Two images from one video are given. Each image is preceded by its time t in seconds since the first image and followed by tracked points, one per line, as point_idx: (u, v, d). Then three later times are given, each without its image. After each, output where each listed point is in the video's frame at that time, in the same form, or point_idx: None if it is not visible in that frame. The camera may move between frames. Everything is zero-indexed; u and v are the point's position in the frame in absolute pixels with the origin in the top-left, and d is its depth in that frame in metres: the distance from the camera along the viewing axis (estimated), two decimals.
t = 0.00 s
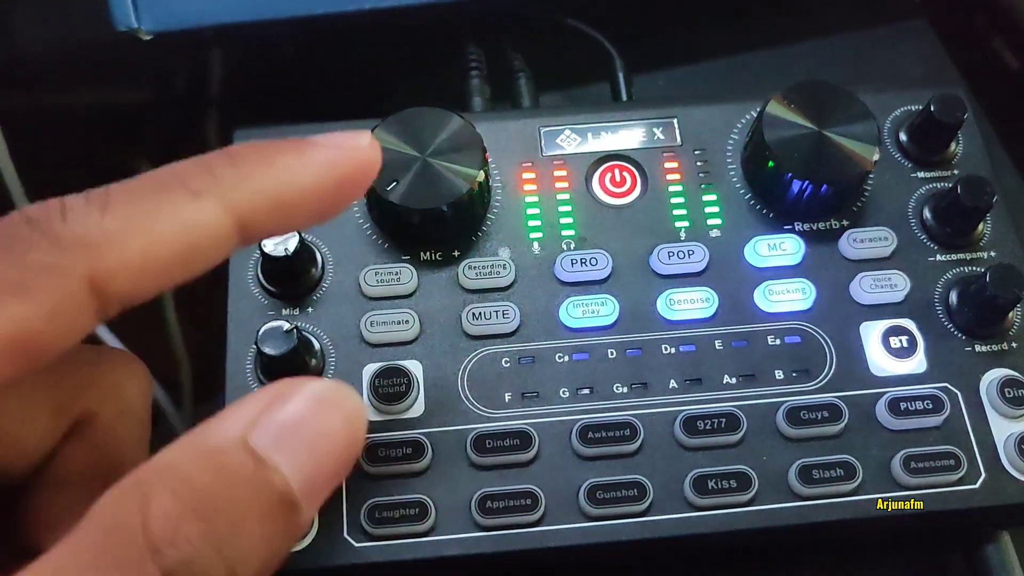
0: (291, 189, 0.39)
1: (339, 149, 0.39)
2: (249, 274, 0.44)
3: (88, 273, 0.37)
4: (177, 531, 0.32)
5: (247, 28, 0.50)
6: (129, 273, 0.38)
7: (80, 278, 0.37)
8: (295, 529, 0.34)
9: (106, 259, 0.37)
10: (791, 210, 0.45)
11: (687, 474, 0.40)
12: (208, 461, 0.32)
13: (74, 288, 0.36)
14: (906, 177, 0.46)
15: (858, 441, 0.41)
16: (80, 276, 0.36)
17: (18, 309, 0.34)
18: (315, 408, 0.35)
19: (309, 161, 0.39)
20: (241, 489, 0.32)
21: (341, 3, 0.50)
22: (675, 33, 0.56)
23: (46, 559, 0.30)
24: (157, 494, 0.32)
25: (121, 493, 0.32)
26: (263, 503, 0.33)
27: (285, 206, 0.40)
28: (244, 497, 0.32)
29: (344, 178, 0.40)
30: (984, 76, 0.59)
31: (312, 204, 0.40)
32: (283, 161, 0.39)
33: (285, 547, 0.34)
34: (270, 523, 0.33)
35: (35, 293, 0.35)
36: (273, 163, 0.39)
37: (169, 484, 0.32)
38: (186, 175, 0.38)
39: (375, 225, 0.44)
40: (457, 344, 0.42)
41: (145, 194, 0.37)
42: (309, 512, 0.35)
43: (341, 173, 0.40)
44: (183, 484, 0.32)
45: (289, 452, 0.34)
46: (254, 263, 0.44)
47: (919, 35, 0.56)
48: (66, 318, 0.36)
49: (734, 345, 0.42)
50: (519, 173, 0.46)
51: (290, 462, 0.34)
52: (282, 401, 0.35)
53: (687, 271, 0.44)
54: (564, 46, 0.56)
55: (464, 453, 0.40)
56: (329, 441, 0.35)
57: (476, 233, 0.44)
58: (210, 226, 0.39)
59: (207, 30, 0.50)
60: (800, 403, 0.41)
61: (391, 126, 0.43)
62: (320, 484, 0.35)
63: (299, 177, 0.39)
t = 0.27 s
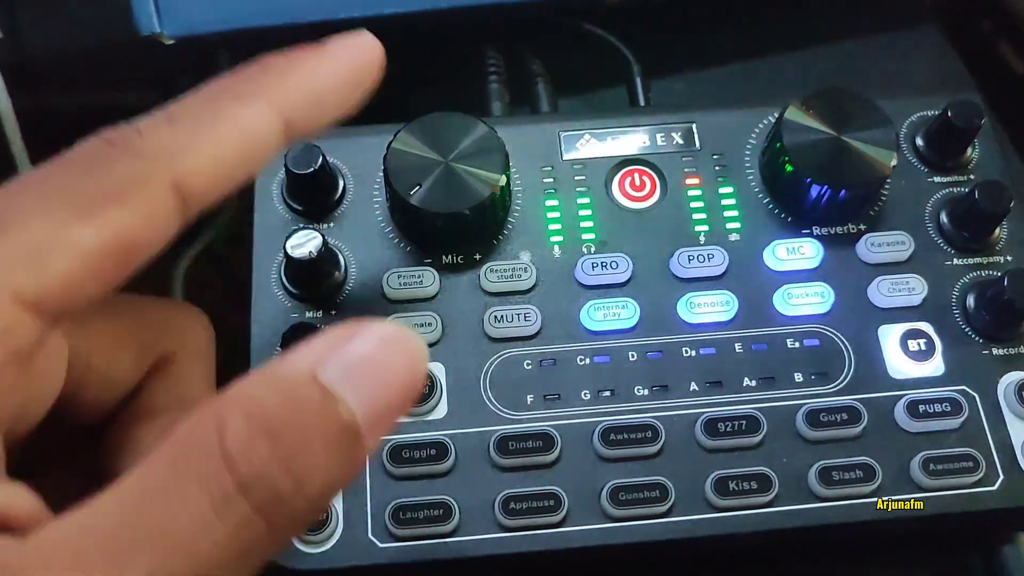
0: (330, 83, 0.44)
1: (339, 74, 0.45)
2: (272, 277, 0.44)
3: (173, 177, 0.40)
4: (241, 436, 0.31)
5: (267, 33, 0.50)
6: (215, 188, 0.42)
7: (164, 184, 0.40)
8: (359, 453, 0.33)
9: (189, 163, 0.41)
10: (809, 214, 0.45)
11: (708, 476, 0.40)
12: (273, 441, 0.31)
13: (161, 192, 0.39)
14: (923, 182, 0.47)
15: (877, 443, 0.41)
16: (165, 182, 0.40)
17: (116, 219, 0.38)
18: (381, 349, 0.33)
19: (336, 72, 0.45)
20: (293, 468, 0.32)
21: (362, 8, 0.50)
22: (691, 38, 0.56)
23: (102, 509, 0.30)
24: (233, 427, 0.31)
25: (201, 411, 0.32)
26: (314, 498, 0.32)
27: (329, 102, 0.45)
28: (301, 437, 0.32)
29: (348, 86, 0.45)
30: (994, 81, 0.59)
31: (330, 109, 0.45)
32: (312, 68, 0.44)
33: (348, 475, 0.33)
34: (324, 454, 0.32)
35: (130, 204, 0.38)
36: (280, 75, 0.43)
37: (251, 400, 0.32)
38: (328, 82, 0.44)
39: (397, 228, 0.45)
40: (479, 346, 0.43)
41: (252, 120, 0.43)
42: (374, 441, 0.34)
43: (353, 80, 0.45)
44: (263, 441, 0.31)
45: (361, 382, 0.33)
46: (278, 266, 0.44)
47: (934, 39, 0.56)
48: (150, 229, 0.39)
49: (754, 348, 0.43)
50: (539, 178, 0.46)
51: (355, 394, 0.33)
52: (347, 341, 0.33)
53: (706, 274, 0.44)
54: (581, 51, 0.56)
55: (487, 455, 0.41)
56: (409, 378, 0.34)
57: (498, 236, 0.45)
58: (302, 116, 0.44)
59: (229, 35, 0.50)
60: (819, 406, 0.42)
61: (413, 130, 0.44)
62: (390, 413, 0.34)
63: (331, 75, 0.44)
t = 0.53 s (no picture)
0: (346, 149, 0.43)
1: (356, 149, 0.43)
2: (268, 274, 0.44)
3: (178, 176, 0.42)
4: (235, 365, 0.34)
5: (265, 29, 0.50)
6: (219, 203, 0.44)
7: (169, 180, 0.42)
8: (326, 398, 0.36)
9: (194, 172, 0.43)
10: (808, 212, 0.45)
11: (706, 473, 0.40)
12: (262, 362, 0.34)
13: (165, 190, 0.42)
14: (922, 179, 0.46)
15: (875, 441, 0.41)
16: (172, 178, 0.42)
17: (130, 203, 0.40)
18: (345, 300, 0.36)
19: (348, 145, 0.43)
20: (280, 385, 0.34)
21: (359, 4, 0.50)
22: (689, 35, 0.56)
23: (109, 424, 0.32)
24: (228, 359, 0.34)
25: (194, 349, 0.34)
26: (293, 421, 0.35)
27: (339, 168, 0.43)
28: (286, 367, 0.34)
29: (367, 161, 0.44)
30: (994, 79, 0.59)
31: (336, 182, 0.43)
32: (323, 133, 0.45)
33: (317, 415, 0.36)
34: (305, 393, 0.34)
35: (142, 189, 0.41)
36: (312, 136, 0.45)
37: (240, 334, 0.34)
38: (349, 147, 0.44)
39: (394, 225, 0.44)
40: (476, 343, 0.42)
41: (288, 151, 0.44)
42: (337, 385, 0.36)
43: (352, 163, 0.43)
44: (253, 360, 0.34)
45: (335, 325, 0.35)
46: (274, 263, 0.44)
47: (934, 36, 0.56)
48: (163, 223, 0.42)
49: (752, 345, 0.43)
50: (537, 175, 0.46)
51: (330, 337, 0.35)
52: (316, 295, 0.36)
53: (704, 271, 0.44)
54: (579, 48, 0.56)
55: (484, 452, 0.40)
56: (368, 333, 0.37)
57: (495, 233, 0.45)
58: (309, 174, 0.43)
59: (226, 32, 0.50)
60: (818, 403, 0.42)
61: (410, 127, 0.44)
62: (351, 361, 0.36)
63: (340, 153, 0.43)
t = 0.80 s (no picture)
0: (277, 112, 0.44)
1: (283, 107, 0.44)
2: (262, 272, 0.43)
3: (95, 145, 0.41)
4: (171, 319, 0.34)
5: (261, 26, 0.50)
6: (143, 169, 0.43)
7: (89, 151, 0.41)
8: (267, 357, 0.36)
9: (113, 138, 0.42)
10: (806, 211, 0.45)
11: (703, 475, 0.40)
12: (198, 319, 0.34)
13: (84, 158, 0.41)
14: (922, 179, 0.46)
15: (875, 443, 0.41)
16: (89, 148, 0.41)
17: (45, 174, 0.39)
18: (284, 264, 0.37)
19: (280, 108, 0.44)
20: (219, 342, 0.34)
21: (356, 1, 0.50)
22: (688, 33, 0.56)
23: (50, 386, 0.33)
24: (166, 320, 0.34)
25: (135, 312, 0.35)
26: (234, 377, 0.35)
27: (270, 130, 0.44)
28: (223, 325, 0.34)
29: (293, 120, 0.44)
30: (994, 79, 0.59)
31: (265, 141, 0.44)
32: (246, 93, 0.45)
33: (259, 373, 0.36)
34: (242, 349, 0.35)
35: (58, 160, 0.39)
36: (235, 92, 0.45)
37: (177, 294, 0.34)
38: (268, 105, 0.44)
39: (389, 223, 0.44)
40: (471, 343, 0.42)
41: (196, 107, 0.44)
42: (278, 347, 0.36)
43: (281, 118, 0.44)
44: (190, 316, 0.34)
45: (270, 285, 0.35)
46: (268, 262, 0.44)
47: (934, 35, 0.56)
48: (83, 194, 0.41)
49: (750, 345, 0.42)
50: (534, 173, 0.46)
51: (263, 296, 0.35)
52: (248, 260, 0.36)
53: (702, 271, 0.44)
54: (577, 46, 0.56)
55: (479, 453, 0.40)
56: (306, 293, 0.37)
57: (491, 232, 0.44)
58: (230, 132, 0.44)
59: (222, 30, 0.49)
60: (816, 404, 0.41)
61: (406, 124, 0.43)
62: (290, 323, 0.36)
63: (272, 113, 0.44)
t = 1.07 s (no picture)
0: (276, 117, 0.45)
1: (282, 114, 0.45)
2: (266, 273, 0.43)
3: (92, 151, 0.41)
4: (158, 314, 0.34)
5: (264, 25, 0.50)
6: (139, 175, 0.43)
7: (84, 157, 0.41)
8: (253, 354, 0.36)
9: (108, 146, 0.42)
10: (811, 212, 0.45)
11: (708, 477, 0.40)
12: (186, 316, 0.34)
13: (79, 165, 0.41)
14: (927, 180, 0.46)
15: (880, 445, 0.41)
16: (85, 154, 0.41)
17: (41, 181, 0.39)
18: (266, 265, 0.37)
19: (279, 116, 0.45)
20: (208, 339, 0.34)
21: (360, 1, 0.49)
22: (692, 34, 0.56)
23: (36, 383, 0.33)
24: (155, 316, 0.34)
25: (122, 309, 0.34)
26: (222, 373, 0.35)
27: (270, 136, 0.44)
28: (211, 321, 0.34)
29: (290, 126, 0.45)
30: (998, 80, 0.59)
31: (263, 147, 0.45)
32: (244, 99, 0.46)
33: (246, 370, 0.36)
34: (231, 345, 0.35)
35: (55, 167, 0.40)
36: (230, 99, 0.46)
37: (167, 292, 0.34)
38: (267, 113, 0.45)
39: (393, 224, 0.44)
40: (476, 344, 0.42)
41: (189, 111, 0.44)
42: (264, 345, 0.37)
43: (279, 126, 0.44)
44: (178, 312, 0.34)
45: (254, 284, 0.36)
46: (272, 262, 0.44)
47: (940, 35, 0.55)
48: (78, 201, 0.41)
49: (755, 347, 0.42)
50: (538, 173, 0.45)
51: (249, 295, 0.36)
52: (228, 265, 0.36)
53: (707, 272, 0.43)
54: (580, 46, 0.56)
55: (483, 455, 0.40)
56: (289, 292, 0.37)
57: (496, 233, 0.44)
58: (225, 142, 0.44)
59: (226, 29, 0.49)
60: (821, 406, 0.41)
61: (410, 124, 0.43)
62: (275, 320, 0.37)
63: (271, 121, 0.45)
